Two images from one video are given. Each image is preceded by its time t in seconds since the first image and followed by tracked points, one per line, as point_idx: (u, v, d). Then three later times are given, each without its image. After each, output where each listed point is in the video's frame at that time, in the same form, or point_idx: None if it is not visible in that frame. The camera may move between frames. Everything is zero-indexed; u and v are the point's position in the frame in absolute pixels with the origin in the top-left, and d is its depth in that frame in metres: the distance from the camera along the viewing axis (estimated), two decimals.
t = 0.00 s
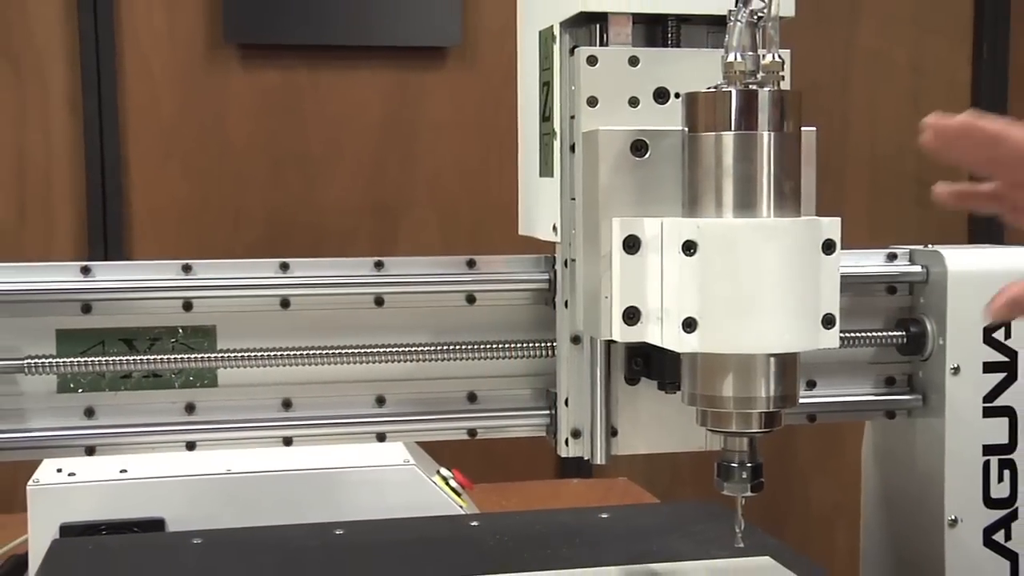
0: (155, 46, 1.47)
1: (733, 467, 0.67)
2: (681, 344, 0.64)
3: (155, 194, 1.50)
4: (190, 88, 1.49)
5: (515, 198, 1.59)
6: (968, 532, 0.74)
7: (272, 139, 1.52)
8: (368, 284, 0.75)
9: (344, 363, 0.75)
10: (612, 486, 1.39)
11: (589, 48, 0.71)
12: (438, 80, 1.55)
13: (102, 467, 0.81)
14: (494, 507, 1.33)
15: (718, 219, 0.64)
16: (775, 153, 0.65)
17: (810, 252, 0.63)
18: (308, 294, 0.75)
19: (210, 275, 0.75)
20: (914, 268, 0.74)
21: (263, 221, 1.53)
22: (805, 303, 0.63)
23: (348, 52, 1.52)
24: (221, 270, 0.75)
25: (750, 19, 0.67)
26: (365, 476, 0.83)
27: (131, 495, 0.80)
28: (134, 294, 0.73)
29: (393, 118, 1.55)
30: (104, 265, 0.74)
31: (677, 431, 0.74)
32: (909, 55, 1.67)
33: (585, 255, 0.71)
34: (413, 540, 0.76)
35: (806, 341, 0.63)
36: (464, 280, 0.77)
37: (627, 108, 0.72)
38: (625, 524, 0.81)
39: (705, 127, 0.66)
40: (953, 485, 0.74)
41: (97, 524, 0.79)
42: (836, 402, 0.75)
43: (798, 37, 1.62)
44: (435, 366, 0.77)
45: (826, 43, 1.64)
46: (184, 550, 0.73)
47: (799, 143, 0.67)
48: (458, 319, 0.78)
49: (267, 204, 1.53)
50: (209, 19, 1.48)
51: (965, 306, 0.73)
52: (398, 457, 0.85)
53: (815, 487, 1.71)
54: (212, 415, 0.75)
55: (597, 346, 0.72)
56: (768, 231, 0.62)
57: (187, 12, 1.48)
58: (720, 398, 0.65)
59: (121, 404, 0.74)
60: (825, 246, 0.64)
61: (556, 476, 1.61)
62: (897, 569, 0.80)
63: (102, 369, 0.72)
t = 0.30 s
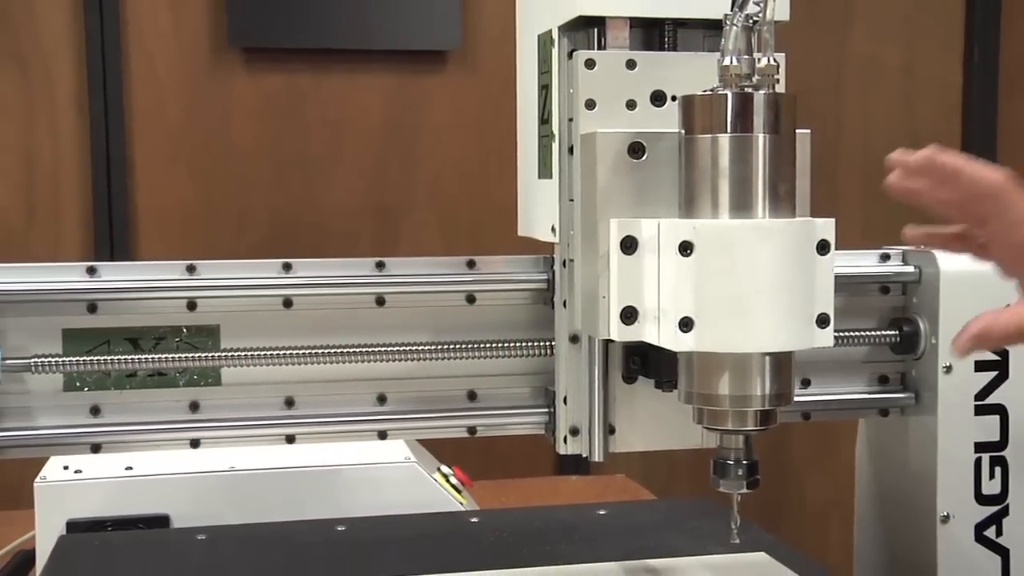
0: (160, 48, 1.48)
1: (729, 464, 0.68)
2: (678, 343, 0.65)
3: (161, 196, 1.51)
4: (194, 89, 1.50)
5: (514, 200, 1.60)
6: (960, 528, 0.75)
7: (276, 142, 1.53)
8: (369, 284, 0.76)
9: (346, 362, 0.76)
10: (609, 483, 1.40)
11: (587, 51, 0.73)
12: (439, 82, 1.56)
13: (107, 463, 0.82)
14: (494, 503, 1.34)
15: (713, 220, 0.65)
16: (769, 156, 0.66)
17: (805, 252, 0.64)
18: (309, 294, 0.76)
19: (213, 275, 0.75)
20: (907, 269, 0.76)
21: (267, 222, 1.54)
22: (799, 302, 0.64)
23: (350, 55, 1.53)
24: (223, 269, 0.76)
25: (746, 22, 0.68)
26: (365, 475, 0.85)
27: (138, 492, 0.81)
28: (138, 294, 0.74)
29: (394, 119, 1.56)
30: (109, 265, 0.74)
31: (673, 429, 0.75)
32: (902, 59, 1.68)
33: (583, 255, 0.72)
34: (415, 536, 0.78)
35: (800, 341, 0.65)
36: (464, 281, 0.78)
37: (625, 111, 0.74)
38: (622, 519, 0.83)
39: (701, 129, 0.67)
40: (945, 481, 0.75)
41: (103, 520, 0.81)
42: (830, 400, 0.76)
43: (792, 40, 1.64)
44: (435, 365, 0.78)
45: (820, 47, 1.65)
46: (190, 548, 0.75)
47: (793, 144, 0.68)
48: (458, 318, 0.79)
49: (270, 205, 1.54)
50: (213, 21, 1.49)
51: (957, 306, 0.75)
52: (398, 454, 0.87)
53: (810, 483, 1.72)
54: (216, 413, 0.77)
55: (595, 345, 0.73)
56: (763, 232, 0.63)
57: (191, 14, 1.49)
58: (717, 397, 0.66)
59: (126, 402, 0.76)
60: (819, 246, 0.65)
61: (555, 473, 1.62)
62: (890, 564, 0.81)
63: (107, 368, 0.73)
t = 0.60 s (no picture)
0: (163, 50, 1.50)
1: (723, 461, 0.70)
2: (673, 342, 0.67)
3: (165, 197, 1.53)
4: (197, 92, 1.52)
5: (512, 201, 1.61)
6: (949, 523, 0.77)
7: (278, 144, 1.55)
8: (369, 284, 0.78)
9: (345, 361, 0.77)
10: (605, 479, 1.41)
11: (583, 56, 0.74)
12: (438, 84, 1.58)
13: (112, 461, 0.87)
14: (492, 498, 1.36)
15: (707, 221, 0.66)
16: (761, 158, 0.67)
17: (798, 253, 0.66)
18: (310, 294, 0.77)
19: (215, 275, 0.76)
20: (897, 269, 0.77)
21: (269, 223, 1.56)
22: (791, 302, 0.65)
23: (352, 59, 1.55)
24: (225, 269, 0.77)
25: (739, 27, 0.70)
26: (365, 470, 0.89)
27: (141, 488, 0.85)
28: (142, 294, 0.75)
29: (394, 121, 1.58)
30: (113, 265, 0.76)
31: (668, 427, 0.77)
32: (893, 62, 1.73)
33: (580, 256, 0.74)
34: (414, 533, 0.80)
35: (793, 340, 0.66)
36: (462, 281, 0.79)
37: (620, 114, 0.75)
38: (618, 515, 0.85)
39: (696, 132, 0.69)
40: (935, 478, 0.76)
41: (108, 516, 0.85)
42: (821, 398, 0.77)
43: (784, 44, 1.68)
44: (434, 364, 0.80)
45: (811, 51, 1.69)
46: (194, 544, 0.77)
47: (786, 145, 0.69)
48: (457, 318, 0.80)
49: (272, 206, 1.56)
50: (216, 24, 1.51)
51: (946, 305, 0.76)
52: (397, 451, 0.91)
53: (803, 479, 1.74)
54: (218, 411, 0.78)
55: (591, 344, 0.75)
56: (756, 233, 0.65)
57: (195, 18, 1.50)
58: (710, 395, 0.68)
59: (131, 401, 0.77)
60: (811, 247, 0.67)
61: (552, 470, 1.64)
62: (881, 557, 0.82)
63: (111, 367, 0.74)
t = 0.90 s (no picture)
0: (164, 54, 1.53)
1: (714, 458, 0.71)
2: (665, 341, 0.68)
3: (166, 199, 1.55)
4: (198, 96, 1.54)
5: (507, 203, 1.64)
6: (936, 518, 0.78)
7: (277, 146, 1.57)
8: (365, 285, 0.79)
9: (343, 360, 0.78)
10: (598, 477, 1.43)
11: (576, 60, 0.75)
12: (434, 87, 1.61)
13: (114, 459, 0.89)
14: (488, 495, 1.37)
15: (699, 222, 0.68)
16: (752, 161, 0.69)
17: (788, 255, 0.67)
18: (309, 295, 0.78)
19: (214, 276, 0.77)
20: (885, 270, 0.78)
21: (268, 224, 1.58)
22: (781, 302, 0.67)
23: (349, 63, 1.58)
24: (224, 270, 0.78)
25: (729, 32, 0.71)
26: (362, 468, 0.91)
27: (142, 485, 0.87)
28: (141, 295, 0.76)
29: (391, 124, 1.60)
30: (114, 266, 0.77)
31: (660, 425, 0.78)
32: (879, 69, 1.76)
33: (573, 257, 0.75)
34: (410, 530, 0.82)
35: (783, 340, 0.68)
36: (458, 281, 0.80)
37: (613, 118, 0.76)
38: (612, 511, 0.86)
39: (687, 134, 0.70)
40: (921, 474, 0.78)
41: (110, 513, 0.87)
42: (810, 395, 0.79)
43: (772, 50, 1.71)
44: (430, 363, 0.81)
45: (800, 55, 1.73)
46: (194, 541, 0.79)
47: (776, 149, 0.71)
48: (452, 318, 0.81)
49: (271, 208, 1.58)
50: (216, 30, 1.54)
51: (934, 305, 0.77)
52: (396, 448, 0.93)
53: (792, 475, 1.75)
54: (218, 410, 0.79)
55: (585, 344, 0.76)
56: (748, 234, 0.66)
57: (195, 23, 1.53)
58: (702, 393, 0.69)
59: (131, 400, 0.78)
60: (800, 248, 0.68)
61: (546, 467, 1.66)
62: (869, 552, 0.84)
63: (110, 367, 0.75)
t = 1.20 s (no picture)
0: (157, 58, 1.54)
1: (698, 455, 0.73)
2: (649, 340, 0.69)
3: (160, 201, 1.56)
4: (190, 98, 1.55)
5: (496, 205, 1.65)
6: (915, 513, 0.79)
7: (269, 149, 1.59)
8: (355, 285, 0.80)
9: (332, 360, 0.79)
10: (585, 474, 1.44)
11: (562, 64, 0.76)
12: (424, 90, 1.62)
13: (106, 458, 0.91)
14: (476, 493, 1.38)
15: (683, 224, 0.69)
16: (735, 163, 0.70)
17: (769, 256, 0.69)
18: (299, 294, 0.79)
19: (206, 277, 0.79)
20: (865, 270, 0.80)
21: (260, 226, 1.59)
22: (764, 302, 0.69)
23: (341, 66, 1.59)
24: (216, 270, 0.79)
25: (713, 36, 0.73)
26: (351, 466, 0.93)
27: (134, 484, 0.89)
28: (134, 296, 0.77)
29: (382, 127, 1.62)
30: (107, 267, 0.78)
31: (646, 422, 0.80)
32: (860, 72, 1.78)
33: (559, 257, 0.77)
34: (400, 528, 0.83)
35: (765, 339, 0.69)
36: (446, 281, 0.81)
37: (598, 120, 0.77)
38: (598, 508, 0.88)
39: (671, 137, 0.71)
40: (901, 470, 0.79)
41: (103, 511, 0.89)
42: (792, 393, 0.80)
43: (757, 53, 1.73)
44: (419, 363, 0.82)
45: (783, 57, 1.75)
46: (187, 538, 0.81)
47: (757, 151, 0.72)
48: (441, 318, 0.83)
49: (263, 210, 1.59)
50: (208, 34, 1.55)
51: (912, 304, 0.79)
52: (386, 446, 0.96)
53: (775, 472, 1.77)
54: (210, 409, 0.80)
55: (571, 343, 0.78)
56: (731, 235, 0.68)
57: (187, 27, 1.54)
58: (686, 391, 0.70)
59: (124, 400, 0.79)
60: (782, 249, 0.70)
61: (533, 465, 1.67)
62: (849, 546, 0.85)
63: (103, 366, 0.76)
